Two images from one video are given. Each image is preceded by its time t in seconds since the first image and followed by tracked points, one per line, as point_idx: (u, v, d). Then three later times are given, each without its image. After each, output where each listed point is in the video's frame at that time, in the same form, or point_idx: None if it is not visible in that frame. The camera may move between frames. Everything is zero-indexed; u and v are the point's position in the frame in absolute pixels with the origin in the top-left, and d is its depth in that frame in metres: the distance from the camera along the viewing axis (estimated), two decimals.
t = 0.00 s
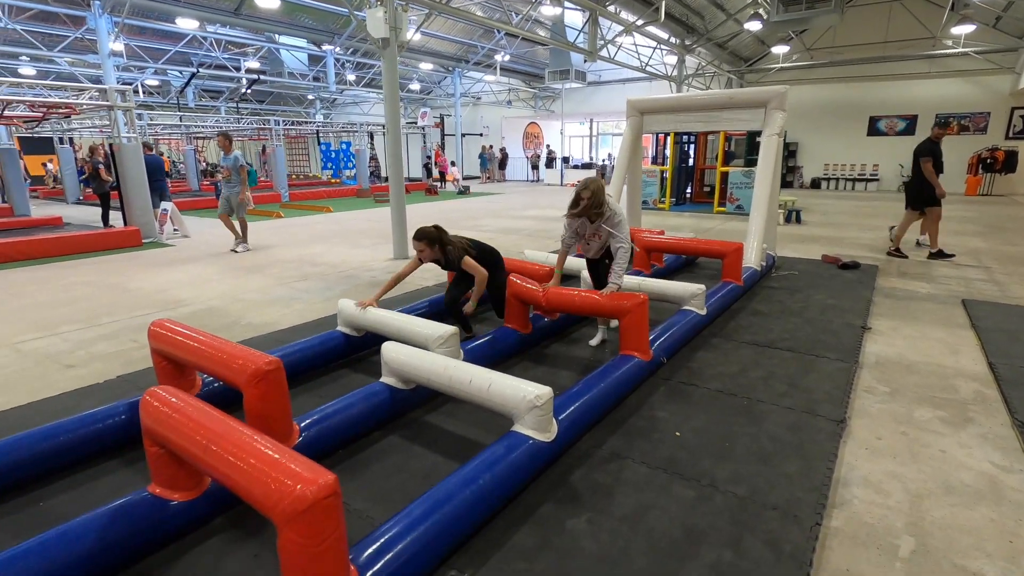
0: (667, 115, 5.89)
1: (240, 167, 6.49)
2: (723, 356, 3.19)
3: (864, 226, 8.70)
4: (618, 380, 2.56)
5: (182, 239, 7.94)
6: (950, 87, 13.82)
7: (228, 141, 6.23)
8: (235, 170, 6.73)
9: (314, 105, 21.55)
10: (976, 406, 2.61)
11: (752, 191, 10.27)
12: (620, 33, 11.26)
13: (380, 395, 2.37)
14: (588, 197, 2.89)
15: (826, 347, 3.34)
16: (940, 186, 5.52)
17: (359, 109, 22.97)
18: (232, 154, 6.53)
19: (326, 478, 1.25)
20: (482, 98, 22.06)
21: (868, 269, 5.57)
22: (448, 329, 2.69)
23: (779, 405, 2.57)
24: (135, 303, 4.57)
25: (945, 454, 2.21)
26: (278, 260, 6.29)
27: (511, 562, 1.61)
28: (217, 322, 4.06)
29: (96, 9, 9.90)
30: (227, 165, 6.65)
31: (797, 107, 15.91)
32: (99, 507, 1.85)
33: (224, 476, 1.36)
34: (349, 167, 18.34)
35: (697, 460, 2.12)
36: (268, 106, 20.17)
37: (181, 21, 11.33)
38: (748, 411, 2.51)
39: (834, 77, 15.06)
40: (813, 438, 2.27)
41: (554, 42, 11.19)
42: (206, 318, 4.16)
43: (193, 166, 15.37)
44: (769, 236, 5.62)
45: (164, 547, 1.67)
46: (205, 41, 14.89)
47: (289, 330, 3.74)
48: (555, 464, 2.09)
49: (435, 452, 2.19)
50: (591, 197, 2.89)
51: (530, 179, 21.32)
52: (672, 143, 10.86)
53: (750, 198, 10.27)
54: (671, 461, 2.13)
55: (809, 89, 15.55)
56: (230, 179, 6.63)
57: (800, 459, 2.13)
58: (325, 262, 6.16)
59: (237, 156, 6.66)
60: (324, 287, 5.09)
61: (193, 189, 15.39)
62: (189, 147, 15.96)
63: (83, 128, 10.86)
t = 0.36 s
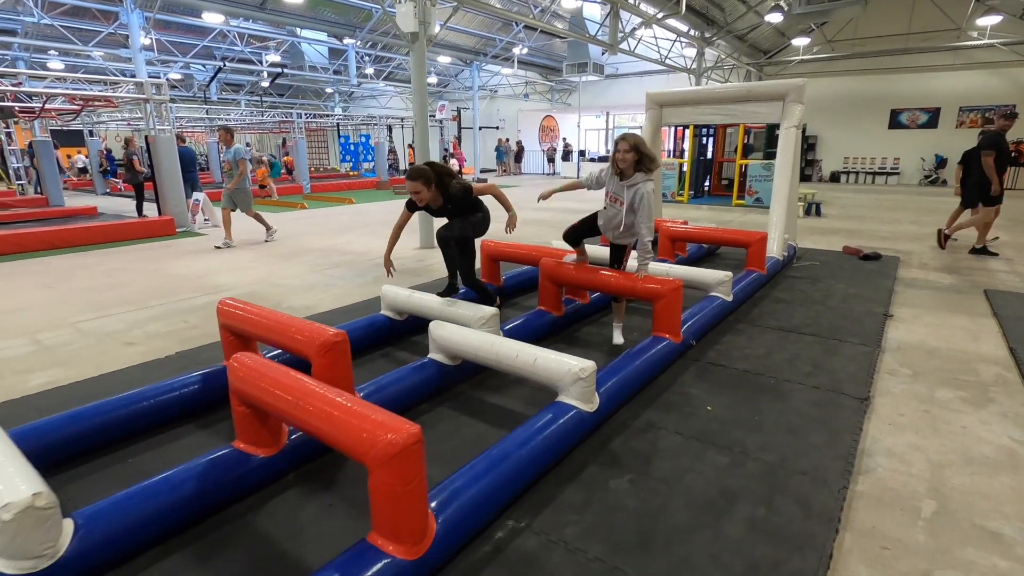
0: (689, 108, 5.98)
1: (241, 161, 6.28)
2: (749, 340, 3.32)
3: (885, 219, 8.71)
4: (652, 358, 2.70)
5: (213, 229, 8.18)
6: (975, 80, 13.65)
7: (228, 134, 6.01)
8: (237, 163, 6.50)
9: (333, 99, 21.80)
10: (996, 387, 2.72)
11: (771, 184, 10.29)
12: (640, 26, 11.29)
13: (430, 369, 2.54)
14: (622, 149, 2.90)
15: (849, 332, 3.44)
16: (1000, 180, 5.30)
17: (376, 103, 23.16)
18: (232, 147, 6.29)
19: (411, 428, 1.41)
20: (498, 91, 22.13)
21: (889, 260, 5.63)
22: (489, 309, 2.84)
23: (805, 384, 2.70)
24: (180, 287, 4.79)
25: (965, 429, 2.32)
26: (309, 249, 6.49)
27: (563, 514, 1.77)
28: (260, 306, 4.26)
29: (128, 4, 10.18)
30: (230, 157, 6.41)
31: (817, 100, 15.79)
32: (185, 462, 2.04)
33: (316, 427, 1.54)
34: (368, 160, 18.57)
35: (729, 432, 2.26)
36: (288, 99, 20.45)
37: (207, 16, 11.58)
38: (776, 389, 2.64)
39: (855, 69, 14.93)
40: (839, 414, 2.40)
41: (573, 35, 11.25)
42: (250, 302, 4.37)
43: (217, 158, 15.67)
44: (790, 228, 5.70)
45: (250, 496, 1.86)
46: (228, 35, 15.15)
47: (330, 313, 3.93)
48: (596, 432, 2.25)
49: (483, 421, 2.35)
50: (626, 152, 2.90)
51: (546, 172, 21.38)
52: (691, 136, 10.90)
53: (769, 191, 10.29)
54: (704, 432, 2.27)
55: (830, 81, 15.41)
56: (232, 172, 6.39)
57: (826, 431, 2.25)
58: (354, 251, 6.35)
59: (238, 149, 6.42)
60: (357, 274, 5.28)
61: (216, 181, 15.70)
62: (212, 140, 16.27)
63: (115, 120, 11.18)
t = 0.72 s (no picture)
0: (703, 111, 6.13)
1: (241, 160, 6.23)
2: (765, 333, 3.47)
3: (897, 220, 8.81)
4: (673, 348, 2.86)
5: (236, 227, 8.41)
6: (989, 80, 13.65)
7: (225, 133, 5.97)
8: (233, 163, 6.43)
9: (347, 100, 22.08)
10: (1002, 378, 2.86)
11: (783, 185, 10.38)
12: (652, 28, 11.42)
13: (467, 356, 2.72)
14: (620, 169, 3.06)
15: (861, 327, 3.59)
16: None
17: (389, 104, 23.42)
18: (231, 146, 6.25)
19: (471, 400, 1.58)
20: (510, 92, 22.29)
21: (900, 259, 5.75)
22: (518, 301, 3.01)
23: (819, 373, 2.85)
24: (216, 283, 5.01)
25: (971, 415, 2.47)
26: (332, 247, 6.70)
27: (598, 485, 1.94)
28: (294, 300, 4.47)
29: (154, 9, 10.48)
30: (227, 157, 6.35)
31: (830, 100, 15.83)
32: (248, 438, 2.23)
33: (382, 400, 1.72)
34: (381, 160, 18.80)
35: (747, 415, 2.43)
36: (302, 101, 20.75)
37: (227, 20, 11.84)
38: (791, 378, 2.80)
39: (867, 70, 14.95)
40: (852, 401, 2.55)
41: (586, 38, 11.40)
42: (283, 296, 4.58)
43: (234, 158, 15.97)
44: (803, 228, 5.83)
45: (312, 467, 2.04)
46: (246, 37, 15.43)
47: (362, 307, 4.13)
48: (624, 415, 2.42)
49: (517, 404, 2.53)
50: (623, 172, 3.06)
51: (557, 172, 21.52)
52: (703, 138, 11.02)
53: (781, 192, 10.38)
54: (724, 415, 2.43)
55: (842, 82, 15.44)
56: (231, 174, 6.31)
57: (839, 416, 2.41)
58: (377, 249, 6.57)
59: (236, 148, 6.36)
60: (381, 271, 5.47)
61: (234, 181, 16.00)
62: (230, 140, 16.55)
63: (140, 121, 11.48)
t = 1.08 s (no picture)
0: (712, 111, 6.32)
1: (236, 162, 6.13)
2: (771, 322, 3.66)
3: (902, 218, 8.94)
4: (684, 334, 3.06)
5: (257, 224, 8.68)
6: (996, 79, 13.71)
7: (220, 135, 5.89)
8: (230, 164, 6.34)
9: (358, 100, 22.37)
10: (996, 363, 3.03)
11: (790, 183, 10.52)
12: (661, 29, 11.59)
13: (493, 339, 2.93)
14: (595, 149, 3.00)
15: (864, 317, 3.77)
16: None
17: (399, 104, 23.69)
18: (227, 148, 6.17)
19: (509, 370, 1.79)
20: (518, 92, 22.49)
21: (904, 255, 5.90)
22: (538, 290, 3.22)
23: (822, 358, 3.04)
24: (244, 276, 5.25)
25: (963, 395, 2.65)
26: (351, 243, 6.94)
27: (617, 451, 2.15)
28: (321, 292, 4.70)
29: (175, 12, 10.81)
30: (222, 158, 6.25)
31: (838, 100, 15.92)
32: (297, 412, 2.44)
33: (428, 373, 1.94)
34: (391, 160, 19.06)
35: (754, 394, 2.62)
36: (314, 101, 21.05)
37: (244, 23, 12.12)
38: (795, 362, 2.99)
39: (876, 69, 15.03)
40: (851, 382, 2.74)
41: (596, 39, 11.58)
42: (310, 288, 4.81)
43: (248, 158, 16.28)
44: (809, 224, 5.99)
45: (359, 435, 2.26)
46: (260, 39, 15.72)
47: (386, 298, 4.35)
48: (639, 392, 2.62)
49: (540, 383, 2.74)
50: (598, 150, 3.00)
51: (565, 172, 21.70)
52: (711, 137, 11.18)
53: (788, 190, 10.52)
54: (733, 394, 2.63)
55: (850, 81, 15.54)
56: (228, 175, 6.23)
57: (839, 395, 2.60)
58: (394, 245, 6.79)
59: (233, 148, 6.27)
60: (401, 266, 5.69)
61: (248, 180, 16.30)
62: (244, 140, 16.87)
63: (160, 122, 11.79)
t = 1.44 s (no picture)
0: (724, 113, 6.46)
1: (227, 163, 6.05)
2: (784, 319, 3.80)
3: (911, 219, 9.03)
4: (702, 328, 3.21)
5: (275, 223, 8.87)
6: (1005, 81, 13.76)
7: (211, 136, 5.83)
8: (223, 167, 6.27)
9: (368, 101, 22.59)
10: (1001, 358, 3.17)
11: (799, 184, 10.62)
12: (672, 32, 11.71)
13: (521, 330, 3.09)
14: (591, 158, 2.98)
15: (874, 315, 3.90)
16: None
17: (408, 104, 23.87)
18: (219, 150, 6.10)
19: (550, 358, 1.95)
20: (527, 93, 22.64)
21: (913, 256, 6.02)
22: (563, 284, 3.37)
23: (834, 352, 3.18)
24: (271, 273, 5.43)
25: (970, 387, 2.79)
26: (370, 242, 7.11)
27: (644, 435, 2.30)
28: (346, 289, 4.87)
29: (195, 16, 11.09)
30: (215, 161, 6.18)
31: (847, 102, 15.98)
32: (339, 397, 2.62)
33: (472, 356, 2.11)
34: (401, 160, 19.24)
35: (770, 385, 2.77)
36: (325, 101, 21.29)
37: (261, 26, 12.33)
38: (808, 355, 3.14)
39: (885, 71, 15.10)
40: (863, 374, 2.88)
41: (608, 42, 11.71)
42: (336, 285, 4.98)
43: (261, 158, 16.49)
44: (819, 225, 6.11)
45: (402, 417, 2.43)
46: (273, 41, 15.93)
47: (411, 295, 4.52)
48: (661, 383, 2.77)
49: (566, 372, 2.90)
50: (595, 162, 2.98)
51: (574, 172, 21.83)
52: (721, 138, 11.29)
53: (797, 191, 10.62)
54: (749, 384, 2.78)
55: (859, 83, 15.60)
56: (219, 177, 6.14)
57: (851, 386, 2.75)
58: (412, 244, 6.96)
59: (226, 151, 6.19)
60: (421, 264, 5.85)
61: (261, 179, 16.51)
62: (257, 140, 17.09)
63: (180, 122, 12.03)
